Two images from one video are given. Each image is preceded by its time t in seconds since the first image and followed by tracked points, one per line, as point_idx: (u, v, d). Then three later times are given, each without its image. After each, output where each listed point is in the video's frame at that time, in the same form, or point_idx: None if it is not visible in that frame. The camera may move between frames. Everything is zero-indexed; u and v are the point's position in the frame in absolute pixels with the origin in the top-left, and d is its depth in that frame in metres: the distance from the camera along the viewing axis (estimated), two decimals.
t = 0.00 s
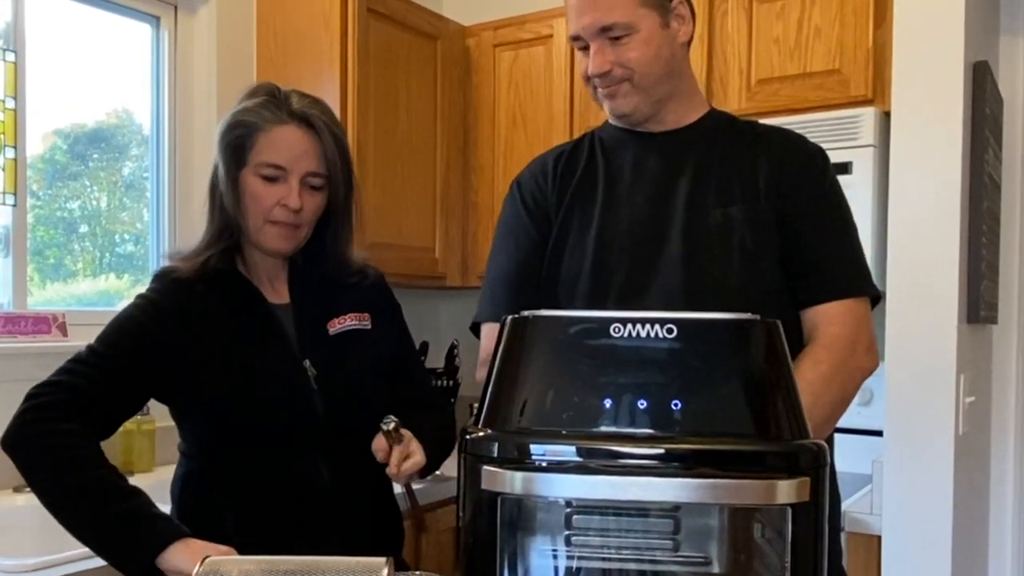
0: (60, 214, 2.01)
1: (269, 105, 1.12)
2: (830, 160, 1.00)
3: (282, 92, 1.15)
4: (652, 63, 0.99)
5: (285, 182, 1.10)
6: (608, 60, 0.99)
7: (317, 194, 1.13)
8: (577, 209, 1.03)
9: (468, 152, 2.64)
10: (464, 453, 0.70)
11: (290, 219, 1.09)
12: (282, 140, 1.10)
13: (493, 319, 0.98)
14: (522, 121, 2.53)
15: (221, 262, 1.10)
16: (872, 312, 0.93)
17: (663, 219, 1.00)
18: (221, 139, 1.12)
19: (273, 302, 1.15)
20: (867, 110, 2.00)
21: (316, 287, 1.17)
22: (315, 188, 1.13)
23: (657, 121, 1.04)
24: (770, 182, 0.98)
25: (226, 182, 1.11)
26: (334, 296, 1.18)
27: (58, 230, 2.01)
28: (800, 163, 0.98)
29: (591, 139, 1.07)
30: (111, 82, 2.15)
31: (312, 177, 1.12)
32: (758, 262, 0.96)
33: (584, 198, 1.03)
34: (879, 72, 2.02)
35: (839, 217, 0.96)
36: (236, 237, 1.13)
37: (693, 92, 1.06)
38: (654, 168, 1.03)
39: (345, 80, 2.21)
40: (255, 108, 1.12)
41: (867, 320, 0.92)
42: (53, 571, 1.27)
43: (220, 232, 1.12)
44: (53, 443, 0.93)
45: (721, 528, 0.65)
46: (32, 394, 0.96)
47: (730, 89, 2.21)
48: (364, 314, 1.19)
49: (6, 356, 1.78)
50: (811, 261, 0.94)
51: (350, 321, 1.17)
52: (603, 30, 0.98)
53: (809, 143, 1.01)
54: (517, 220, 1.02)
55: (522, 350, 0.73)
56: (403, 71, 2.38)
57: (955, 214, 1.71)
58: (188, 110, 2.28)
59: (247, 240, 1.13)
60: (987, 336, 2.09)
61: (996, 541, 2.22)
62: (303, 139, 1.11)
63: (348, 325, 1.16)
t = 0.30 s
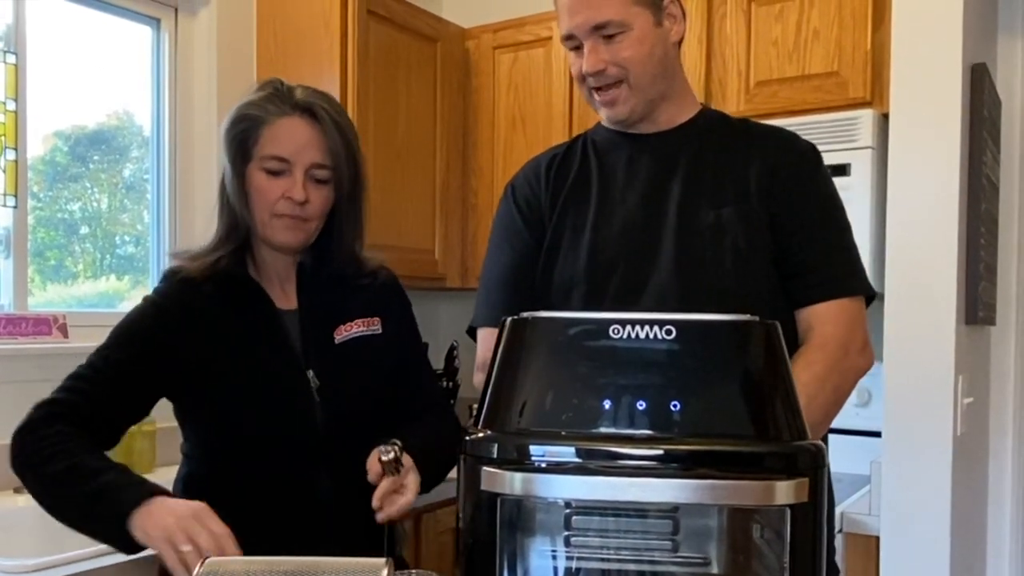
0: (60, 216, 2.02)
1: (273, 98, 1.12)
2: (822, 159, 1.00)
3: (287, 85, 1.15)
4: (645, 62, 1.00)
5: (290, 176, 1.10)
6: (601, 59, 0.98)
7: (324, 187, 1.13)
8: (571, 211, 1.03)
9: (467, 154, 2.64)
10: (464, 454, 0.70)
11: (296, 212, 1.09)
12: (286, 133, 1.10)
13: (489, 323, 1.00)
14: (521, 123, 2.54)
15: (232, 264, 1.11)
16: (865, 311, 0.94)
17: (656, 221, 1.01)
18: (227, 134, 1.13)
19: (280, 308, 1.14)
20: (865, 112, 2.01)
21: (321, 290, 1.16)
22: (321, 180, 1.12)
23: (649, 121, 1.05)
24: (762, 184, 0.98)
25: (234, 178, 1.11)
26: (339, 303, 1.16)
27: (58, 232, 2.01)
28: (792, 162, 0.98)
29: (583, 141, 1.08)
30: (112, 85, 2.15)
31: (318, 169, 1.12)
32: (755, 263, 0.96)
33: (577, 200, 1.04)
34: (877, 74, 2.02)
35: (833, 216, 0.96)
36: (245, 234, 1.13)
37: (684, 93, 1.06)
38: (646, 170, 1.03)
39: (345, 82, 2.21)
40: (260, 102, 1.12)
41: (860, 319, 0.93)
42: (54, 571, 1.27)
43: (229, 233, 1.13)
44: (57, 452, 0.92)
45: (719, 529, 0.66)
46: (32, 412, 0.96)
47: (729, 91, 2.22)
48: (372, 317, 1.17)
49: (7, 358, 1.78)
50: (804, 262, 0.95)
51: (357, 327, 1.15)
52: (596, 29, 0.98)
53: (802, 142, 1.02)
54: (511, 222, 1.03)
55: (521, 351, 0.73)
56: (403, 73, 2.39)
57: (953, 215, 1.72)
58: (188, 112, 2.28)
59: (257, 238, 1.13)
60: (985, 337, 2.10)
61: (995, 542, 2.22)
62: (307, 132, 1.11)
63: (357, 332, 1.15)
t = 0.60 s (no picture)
0: (61, 217, 2.02)
1: (273, 95, 1.13)
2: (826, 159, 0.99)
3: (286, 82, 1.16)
4: (655, 59, 0.99)
5: (289, 172, 1.10)
6: (612, 56, 0.98)
7: (324, 184, 1.12)
8: (572, 213, 1.04)
9: (467, 155, 2.65)
10: (464, 455, 0.70)
11: (296, 208, 1.09)
12: (286, 129, 1.10)
13: (493, 323, 0.99)
14: (521, 125, 2.54)
15: (229, 270, 1.11)
16: (868, 314, 0.93)
17: (658, 223, 1.01)
18: (226, 133, 1.13)
19: (276, 314, 1.14)
20: (864, 114, 2.01)
21: (321, 294, 1.15)
22: (322, 177, 1.12)
23: (654, 121, 1.04)
24: (763, 185, 0.98)
25: (235, 177, 1.12)
26: (337, 306, 1.15)
27: (59, 234, 2.02)
28: (791, 165, 0.98)
29: (586, 143, 1.09)
30: (112, 87, 2.15)
31: (319, 165, 1.12)
32: (754, 265, 0.97)
33: (578, 201, 1.05)
34: (876, 77, 2.03)
35: (833, 217, 0.95)
36: (244, 237, 1.15)
37: (688, 93, 1.06)
38: (649, 171, 1.04)
39: (346, 83, 2.22)
40: (259, 99, 1.13)
41: (859, 322, 0.92)
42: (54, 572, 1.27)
43: (228, 236, 1.14)
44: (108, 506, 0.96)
45: (718, 530, 0.66)
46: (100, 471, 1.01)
47: (728, 93, 2.22)
48: (372, 322, 1.16)
49: (7, 360, 1.78)
50: (805, 263, 0.94)
51: (355, 332, 1.15)
52: (606, 25, 0.98)
53: (805, 142, 1.01)
54: (513, 224, 1.04)
55: (521, 353, 0.74)
56: (403, 74, 2.39)
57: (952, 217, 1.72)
58: (188, 114, 2.29)
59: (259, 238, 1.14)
60: (983, 339, 2.10)
61: (992, 543, 2.23)
62: (306, 128, 1.11)
63: (354, 336, 1.15)
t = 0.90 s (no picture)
0: (62, 219, 2.02)
1: (273, 95, 1.14)
2: (834, 163, 1.00)
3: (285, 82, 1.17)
4: (669, 57, 0.99)
5: (288, 172, 1.11)
6: (627, 52, 0.98)
7: (323, 184, 1.13)
8: (579, 214, 1.04)
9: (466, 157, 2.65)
10: (463, 455, 0.71)
11: (294, 208, 1.10)
12: (285, 129, 1.11)
13: (498, 322, 1.00)
14: (520, 127, 2.55)
15: (227, 275, 1.11)
16: (874, 318, 0.94)
17: (664, 225, 1.02)
18: (225, 132, 1.14)
19: (275, 318, 1.14)
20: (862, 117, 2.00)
21: (320, 292, 1.15)
22: (321, 176, 1.13)
23: (666, 121, 1.05)
24: (771, 189, 0.98)
25: (233, 176, 1.13)
26: (337, 307, 1.16)
27: (60, 235, 2.02)
28: (797, 169, 0.98)
29: (596, 142, 1.08)
30: (113, 89, 2.16)
31: (318, 165, 1.12)
32: (762, 268, 0.97)
33: (587, 201, 1.05)
34: (874, 79, 2.03)
35: (841, 221, 0.96)
36: (243, 238, 1.15)
37: (700, 95, 1.07)
38: (657, 174, 1.04)
39: (346, 86, 2.22)
40: (258, 99, 1.13)
41: (868, 324, 0.93)
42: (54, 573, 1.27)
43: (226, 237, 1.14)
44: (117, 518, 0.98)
45: (717, 531, 0.66)
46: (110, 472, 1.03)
47: (727, 95, 2.23)
48: (370, 327, 1.16)
49: (8, 361, 1.78)
50: (810, 266, 0.95)
51: (350, 337, 1.15)
52: (623, 21, 0.98)
53: (815, 145, 1.01)
54: (522, 224, 1.04)
55: (520, 354, 0.74)
56: (403, 76, 2.40)
57: (950, 220, 1.73)
58: (188, 117, 2.29)
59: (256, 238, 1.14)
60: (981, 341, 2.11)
61: (990, 545, 2.23)
62: (306, 128, 1.12)
63: (353, 340, 1.15)
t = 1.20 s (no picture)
0: (63, 220, 2.03)
1: (270, 95, 1.14)
2: (845, 163, 1.00)
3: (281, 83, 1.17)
4: (684, 55, 0.99)
5: (285, 171, 1.11)
6: (643, 47, 0.98)
7: (320, 183, 1.13)
8: (588, 214, 1.04)
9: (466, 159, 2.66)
10: (462, 457, 0.71)
11: (290, 207, 1.10)
12: (281, 129, 1.12)
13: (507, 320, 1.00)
14: (520, 129, 2.56)
15: (224, 276, 1.12)
16: (883, 322, 0.94)
17: (673, 225, 1.02)
18: (222, 133, 1.15)
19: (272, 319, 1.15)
20: (860, 118, 2.01)
21: (320, 292, 1.16)
22: (318, 176, 1.13)
23: (679, 121, 1.05)
24: (781, 191, 0.98)
25: (230, 177, 1.13)
26: (336, 308, 1.16)
27: (60, 237, 2.02)
28: (809, 170, 0.98)
29: (608, 143, 1.09)
30: (114, 91, 2.16)
31: (314, 164, 1.13)
32: (769, 270, 0.97)
33: (596, 200, 1.05)
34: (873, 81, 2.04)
35: (852, 225, 0.95)
36: (240, 239, 1.16)
37: (715, 96, 1.07)
38: (666, 175, 1.04)
39: (345, 88, 2.23)
40: (254, 99, 1.14)
41: (876, 328, 0.93)
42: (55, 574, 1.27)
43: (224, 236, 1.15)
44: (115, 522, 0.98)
45: (716, 531, 0.67)
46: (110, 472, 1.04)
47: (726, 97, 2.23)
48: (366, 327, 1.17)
49: (9, 363, 1.79)
50: (821, 269, 0.95)
51: (347, 338, 1.15)
52: (641, 17, 0.99)
53: (826, 146, 1.01)
54: (532, 224, 1.04)
55: (520, 354, 0.74)
56: (403, 78, 2.40)
57: (949, 221, 1.73)
58: (188, 119, 2.30)
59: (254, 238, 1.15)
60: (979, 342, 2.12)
61: (989, 546, 2.24)
62: (302, 127, 1.12)
63: (349, 341, 1.15)
